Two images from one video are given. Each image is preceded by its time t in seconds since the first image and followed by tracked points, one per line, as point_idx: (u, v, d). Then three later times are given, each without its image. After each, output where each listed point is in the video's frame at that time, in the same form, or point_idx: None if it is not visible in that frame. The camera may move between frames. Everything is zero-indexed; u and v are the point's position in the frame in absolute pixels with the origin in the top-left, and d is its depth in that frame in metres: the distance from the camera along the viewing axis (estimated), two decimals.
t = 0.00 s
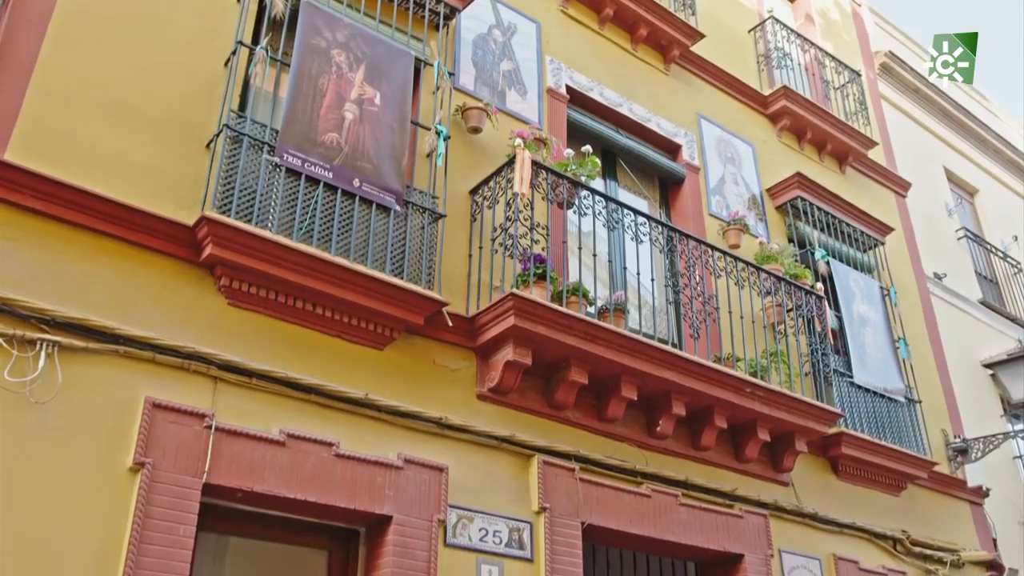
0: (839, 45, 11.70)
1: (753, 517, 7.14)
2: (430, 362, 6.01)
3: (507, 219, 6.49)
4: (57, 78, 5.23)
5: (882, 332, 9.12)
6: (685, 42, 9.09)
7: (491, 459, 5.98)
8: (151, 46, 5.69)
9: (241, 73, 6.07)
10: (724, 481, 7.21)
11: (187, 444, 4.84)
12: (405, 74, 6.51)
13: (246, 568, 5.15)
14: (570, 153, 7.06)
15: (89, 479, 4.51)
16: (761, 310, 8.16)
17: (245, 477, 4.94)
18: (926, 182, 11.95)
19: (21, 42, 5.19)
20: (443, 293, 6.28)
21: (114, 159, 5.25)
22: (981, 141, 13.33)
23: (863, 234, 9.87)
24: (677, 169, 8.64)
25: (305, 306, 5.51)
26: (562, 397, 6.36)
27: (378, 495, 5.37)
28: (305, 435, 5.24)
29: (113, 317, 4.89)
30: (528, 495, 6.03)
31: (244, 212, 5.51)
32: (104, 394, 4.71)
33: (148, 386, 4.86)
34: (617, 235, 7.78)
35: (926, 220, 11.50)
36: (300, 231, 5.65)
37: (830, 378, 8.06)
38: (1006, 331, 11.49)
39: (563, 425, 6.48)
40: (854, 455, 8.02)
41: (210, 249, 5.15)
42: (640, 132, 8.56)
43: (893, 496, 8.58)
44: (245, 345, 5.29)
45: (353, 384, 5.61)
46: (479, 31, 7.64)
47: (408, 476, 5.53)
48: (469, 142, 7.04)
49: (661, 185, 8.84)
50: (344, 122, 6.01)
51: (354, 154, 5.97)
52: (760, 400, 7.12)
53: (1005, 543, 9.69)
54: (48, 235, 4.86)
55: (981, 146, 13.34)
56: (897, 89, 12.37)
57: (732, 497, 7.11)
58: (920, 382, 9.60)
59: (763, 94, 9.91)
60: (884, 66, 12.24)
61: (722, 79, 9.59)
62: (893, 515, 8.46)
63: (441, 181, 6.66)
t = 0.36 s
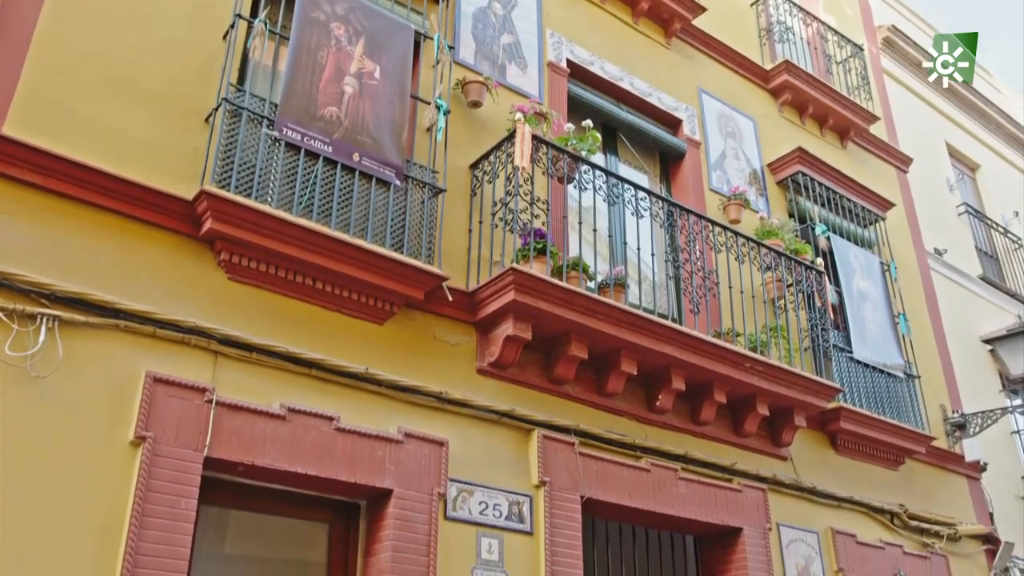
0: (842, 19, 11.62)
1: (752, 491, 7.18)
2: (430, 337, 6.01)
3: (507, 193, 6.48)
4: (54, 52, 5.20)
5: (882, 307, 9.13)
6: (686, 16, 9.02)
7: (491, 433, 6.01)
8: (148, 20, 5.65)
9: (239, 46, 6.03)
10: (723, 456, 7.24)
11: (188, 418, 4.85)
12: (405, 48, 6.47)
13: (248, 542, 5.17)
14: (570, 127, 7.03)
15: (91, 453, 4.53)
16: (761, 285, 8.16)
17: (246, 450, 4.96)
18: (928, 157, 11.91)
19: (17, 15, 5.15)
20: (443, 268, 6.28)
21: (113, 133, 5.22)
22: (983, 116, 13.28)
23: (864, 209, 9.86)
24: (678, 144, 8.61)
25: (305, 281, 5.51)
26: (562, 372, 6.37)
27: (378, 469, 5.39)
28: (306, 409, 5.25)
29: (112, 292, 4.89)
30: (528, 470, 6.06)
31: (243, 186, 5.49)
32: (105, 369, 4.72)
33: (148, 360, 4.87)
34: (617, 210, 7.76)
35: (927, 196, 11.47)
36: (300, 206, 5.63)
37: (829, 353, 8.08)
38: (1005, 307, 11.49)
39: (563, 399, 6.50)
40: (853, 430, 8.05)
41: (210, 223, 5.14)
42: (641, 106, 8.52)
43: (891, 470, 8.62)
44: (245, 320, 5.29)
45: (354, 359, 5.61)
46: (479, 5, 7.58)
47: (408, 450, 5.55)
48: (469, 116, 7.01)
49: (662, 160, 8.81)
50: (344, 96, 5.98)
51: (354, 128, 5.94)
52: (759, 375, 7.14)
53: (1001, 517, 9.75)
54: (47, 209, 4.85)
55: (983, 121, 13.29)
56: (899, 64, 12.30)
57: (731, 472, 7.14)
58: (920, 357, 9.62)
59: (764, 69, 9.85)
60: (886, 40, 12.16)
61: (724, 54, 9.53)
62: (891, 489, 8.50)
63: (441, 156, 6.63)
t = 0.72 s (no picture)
0: None
1: (751, 460, 7.22)
2: (430, 306, 6.01)
3: (507, 162, 6.46)
4: (50, 19, 5.15)
5: (882, 278, 9.12)
6: None
7: (491, 402, 6.03)
8: None
9: (237, 13, 5.97)
10: (722, 425, 7.27)
11: (188, 386, 4.87)
12: (404, 16, 6.41)
13: (250, 510, 5.20)
14: (571, 96, 6.98)
15: (93, 422, 4.55)
16: (761, 255, 8.15)
17: (247, 419, 4.99)
18: (930, 127, 11.85)
19: None
20: (443, 237, 6.27)
21: (111, 101, 5.18)
22: (986, 86, 13.20)
23: (866, 179, 9.83)
24: (680, 113, 8.56)
25: (305, 250, 5.50)
26: (561, 341, 6.38)
27: (378, 437, 5.42)
28: (306, 378, 5.27)
29: (112, 261, 4.88)
30: (528, 439, 6.09)
31: (243, 155, 5.47)
32: (106, 338, 4.73)
33: (149, 329, 4.88)
34: (617, 180, 7.73)
35: (929, 167, 11.43)
36: (300, 174, 5.61)
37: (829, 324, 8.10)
38: (1005, 277, 11.49)
39: (562, 369, 6.51)
40: (851, 400, 8.07)
41: (209, 192, 5.13)
42: (642, 75, 8.46)
43: (889, 440, 8.66)
44: (245, 289, 5.28)
45: (354, 328, 5.62)
46: None
47: (408, 419, 5.58)
48: (469, 85, 6.96)
49: (663, 129, 8.77)
50: (343, 64, 5.93)
51: (353, 96, 5.91)
52: (758, 345, 7.15)
53: (997, 486, 9.82)
54: (45, 178, 4.83)
55: (986, 91, 13.21)
56: (903, 33, 12.20)
57: (729, 441, 7.17)
58: (919, 327, 9.64)
59: (767, 38, 9.77)
60: (890, 9, 12.05)
61: (726, 22, 9.44)
62: (889, 458, 8.55)
63: (441, 124, 6.59)
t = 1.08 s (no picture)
0: None
1: (749, 434, 7.24)
2: (430, 280, 6.01)
3: (507, 136, 6.44)
4: None
5: (882, 253, 9.12)
6: None
7: (491, 376, 6.04)
8: None
9: None
10: (721, 400, 7.29)
11: (189, 361, 4.88)
12: None
13: (251, 484, 5.23)
14: (571, 70, 6.93)
15: (94, 396, 4.56)
16: (761, 230, 8.14)
17: (247, 393, 5.00)
18: (933, 102, 11.79)
19: None
20: (442, 211, 6.25)
21: (109, 74, 5.15)
22: (989, 60, 13.12)
23: (867, 154, 9.80)
24: (681, 87, 8.51)
25: (305, 224, 5.49)
26: (561, 315, 6.39)
27: (378, 411, 5.43)
28: (306, 352, 5.28)
29: (112, 235, 4.87)
30: (528, 413, 6.11)
31: (242, 129, 5.44)
32: (106, 312, 4.73)
33: (149, 304, 4.88)
34: (618, 154, 7.70)
35: (930, 141, 11.38)
36: (300, 148, 5.59)
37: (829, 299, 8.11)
38: (1005, 253, 11.48)
39: (562, 343, 6.52)
40: (850, 375, 8.09)
41: (208, 165, 5.11)
42: (643, 49, 8.41)
43: (887, 414, 8.69)
44: (245, 263, 5.28)
45: (354, 302, 5.62)
46: None
47: (408, 394, 5.59)
48: (468, 58, 6.92)
49: (664, 104, 8.72)
50: (342, 38, 5.89)
51: (353, 70, 5.87)
52: (758, 320, 7.16)
53: (995, 460, 9.87)
54: (44, 151, 4.81)
55: (989, 66, 13.13)
56: (907, 6, 12.10)
57: (728, 415, 7.20)
58: (919, 302, 9.64)
59: (769, 11, 9.69)
60: None
61: None
62: (887, 433, 8.58)
63: (441, 98, 6.56)
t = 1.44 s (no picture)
0: None
1: (748, 407, 7.27)
2: (430, 252, 6.01)
3: (508, 108, 6.41)
4: None
5: (882, 226, 9.11)
6: None
7: (491, 349, 6.05)
8: None
9: None
10: (721, 372, 7.30)
11: (189, 333, 4.88)
12: None
13: (252, 456, 5.25)
14: (572, 41, 6.88)
15: (94, 368, 4.57)
16: (762, 203, 8.12)
17: (247, 365, 5.01)
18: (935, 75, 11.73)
19: None
20: (442, 183, 6.23)
21: (106, 45, 5.11)
22: (993, 32, 13.03)
23: (869, 128, 9.75)
24: (682, 59, 8.45)
25: (305, 196, 5.47)
26: (561, 288, 6.38)
27: (378, 383, 5.45)
28: (306, 324, 5.29)
29: (110, 207, 4.86)
30: (528, 385, 6.12)
31: (240, 101, 5.41)
32: (106, 284, 4.73)
33: (148, 276, 4.87)
34: (619, 126, 7.67)
35: (932, 115, 11.33)
36: (298, 120, 5.55)
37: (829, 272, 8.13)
38: (1006, 226, 11.46)
39: (562, 316, 6.52)
40: (849, 348, 8.10)
41: (207, 137, 5.08)
42: (644, 20, 8.34)
43: (885, 387, 8.71)
44: (245, 235, 5.27)
45: (354, 275, 5.62)
46: None
47: (408, 366, 5.60)
48: (468, 29, 6.87)
49: (665, 76, 8.67)
50: (341, 8, 5.85)
51: (352, 41, 5.84)
52: (757, 293, 7.16)
53: (992, 433, 9.91)
54: (41, 123, 4.78)
55: (993, 38, 13.04)
56: None
57: (727, 387, 7.22)
58: (919, 276, 9.64)
59: None
60: None
61: None
62: (885, 405, 8.61)
63: (441, 70, 6.52)
